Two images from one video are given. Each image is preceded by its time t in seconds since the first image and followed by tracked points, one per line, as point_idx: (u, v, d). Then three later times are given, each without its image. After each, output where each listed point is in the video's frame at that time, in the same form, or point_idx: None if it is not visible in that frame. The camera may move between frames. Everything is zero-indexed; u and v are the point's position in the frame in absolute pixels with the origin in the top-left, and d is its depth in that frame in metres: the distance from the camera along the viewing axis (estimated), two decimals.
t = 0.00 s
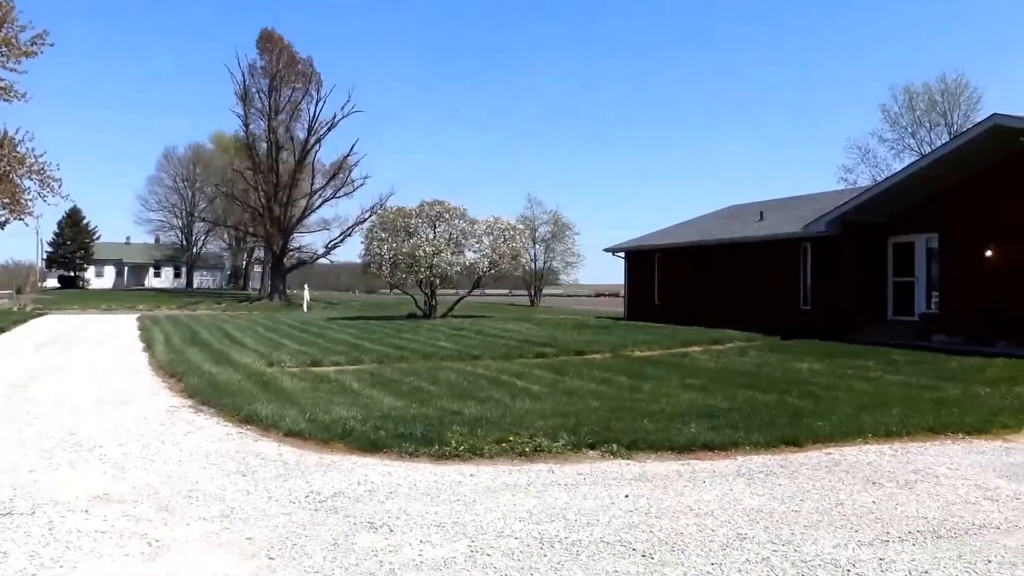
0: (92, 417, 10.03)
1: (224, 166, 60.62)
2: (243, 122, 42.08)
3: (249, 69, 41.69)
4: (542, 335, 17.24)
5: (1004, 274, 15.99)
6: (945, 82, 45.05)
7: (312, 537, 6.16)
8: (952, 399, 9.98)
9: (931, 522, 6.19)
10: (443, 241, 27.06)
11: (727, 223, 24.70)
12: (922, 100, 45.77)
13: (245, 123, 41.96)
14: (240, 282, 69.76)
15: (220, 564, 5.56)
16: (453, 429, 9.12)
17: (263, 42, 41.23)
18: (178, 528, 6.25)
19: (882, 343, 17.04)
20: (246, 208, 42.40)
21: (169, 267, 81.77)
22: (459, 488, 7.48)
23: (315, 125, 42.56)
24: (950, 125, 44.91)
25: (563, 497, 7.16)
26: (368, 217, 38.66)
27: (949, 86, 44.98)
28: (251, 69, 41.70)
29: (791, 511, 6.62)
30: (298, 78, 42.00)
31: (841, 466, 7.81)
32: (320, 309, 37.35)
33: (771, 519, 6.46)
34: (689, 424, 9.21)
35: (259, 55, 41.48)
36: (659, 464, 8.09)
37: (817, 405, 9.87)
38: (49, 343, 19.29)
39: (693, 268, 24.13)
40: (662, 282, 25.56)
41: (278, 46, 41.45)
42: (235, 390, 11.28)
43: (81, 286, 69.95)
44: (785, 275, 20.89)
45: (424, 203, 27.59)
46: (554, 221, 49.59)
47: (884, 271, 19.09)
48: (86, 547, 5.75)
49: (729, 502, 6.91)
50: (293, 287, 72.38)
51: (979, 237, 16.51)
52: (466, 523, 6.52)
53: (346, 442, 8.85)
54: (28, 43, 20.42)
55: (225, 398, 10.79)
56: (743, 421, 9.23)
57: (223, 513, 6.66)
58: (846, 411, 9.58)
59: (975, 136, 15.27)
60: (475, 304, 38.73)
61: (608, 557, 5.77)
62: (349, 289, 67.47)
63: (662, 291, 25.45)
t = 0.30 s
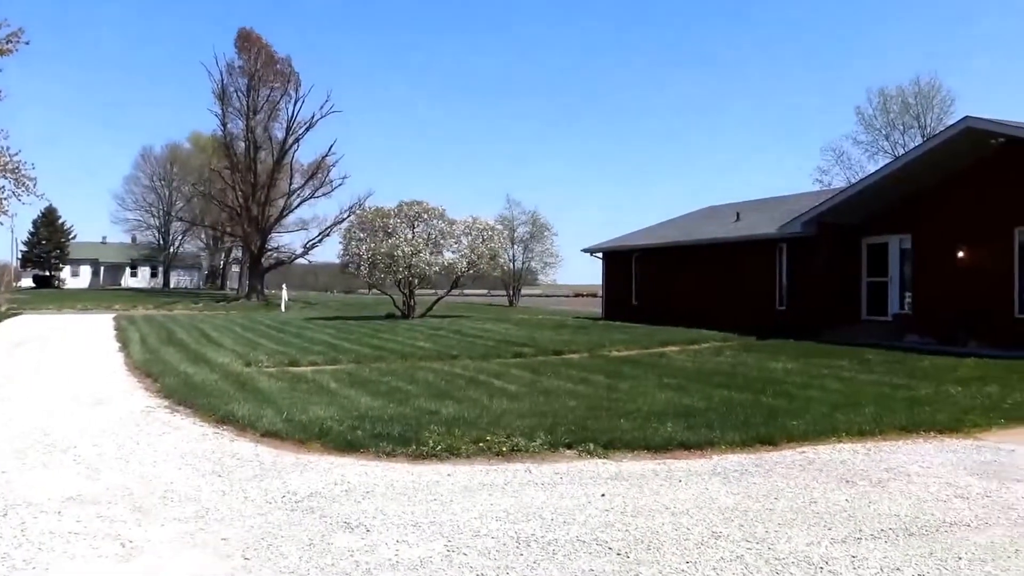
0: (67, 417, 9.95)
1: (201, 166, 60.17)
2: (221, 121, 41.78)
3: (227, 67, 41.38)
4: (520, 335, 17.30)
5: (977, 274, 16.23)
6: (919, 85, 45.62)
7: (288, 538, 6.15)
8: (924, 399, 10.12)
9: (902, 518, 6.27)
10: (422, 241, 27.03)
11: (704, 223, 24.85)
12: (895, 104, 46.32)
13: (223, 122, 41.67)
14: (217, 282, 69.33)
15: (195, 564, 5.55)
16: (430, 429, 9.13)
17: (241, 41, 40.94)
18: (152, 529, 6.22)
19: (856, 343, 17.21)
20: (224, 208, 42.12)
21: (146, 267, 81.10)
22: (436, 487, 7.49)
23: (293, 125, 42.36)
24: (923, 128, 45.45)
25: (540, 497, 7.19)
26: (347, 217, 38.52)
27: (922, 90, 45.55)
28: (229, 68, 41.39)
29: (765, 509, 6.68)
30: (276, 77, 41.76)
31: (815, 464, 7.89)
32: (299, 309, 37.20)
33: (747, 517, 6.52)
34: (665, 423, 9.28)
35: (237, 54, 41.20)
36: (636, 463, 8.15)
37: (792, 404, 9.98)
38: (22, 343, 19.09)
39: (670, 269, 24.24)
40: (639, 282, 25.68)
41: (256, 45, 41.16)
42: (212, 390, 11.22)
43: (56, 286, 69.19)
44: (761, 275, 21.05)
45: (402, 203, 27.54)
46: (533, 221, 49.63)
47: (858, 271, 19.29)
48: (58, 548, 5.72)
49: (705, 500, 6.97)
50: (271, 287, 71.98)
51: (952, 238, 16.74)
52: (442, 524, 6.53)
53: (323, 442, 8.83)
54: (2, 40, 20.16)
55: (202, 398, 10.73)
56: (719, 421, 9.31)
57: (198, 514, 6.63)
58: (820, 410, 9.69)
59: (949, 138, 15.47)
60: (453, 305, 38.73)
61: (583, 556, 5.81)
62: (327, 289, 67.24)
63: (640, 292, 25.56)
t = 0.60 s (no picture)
0: (40, 418, 9.85)
1: (178, 165, 59.68)
2: (197, 120, 41.43)
3: (203, 66, 41.02)
4: (498, 335, 17.31)
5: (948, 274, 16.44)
6: (892, 87, 46.18)
7: (262, 539, 6.12)
8: (896, 398, 10.24)
9: (874, 515, 6.34)
10: (399, 241, 26.97)
11: (681, 224, 24.98)
12: (869, 105, 46.83)
13: (199, 121, 41.32)
14: (193, 281, 68.81)
15: (167, 566, 5.51)
16: (407, 429, 9.12)
17: (217, 40, 40.59)
18: (125, 530, 6.17)
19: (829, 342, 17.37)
20: (200, 208, 41.78)
21: (121, 266, 80.33)
22: (412, 488, 7.49)
23: (270, 124, 42.10)
24: (896, 130, 45.96)
25: (515, 496, 7.21)
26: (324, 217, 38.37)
27: (895, 92, 46.09)
28: (206, 67, 41.04)
29: (739, 507, 6.73)
30: (253, 76, 41.49)
31: (788, 463, 7.96)
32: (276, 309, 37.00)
33: (721, 516, 6.56)
34: (641, 423, 9.32)
35: (214, 52, 40.86)
36: (612, 462, 8.20)
37: (767, 404, 10.06)
38: None
39: (648, 269, 24.35)
40: (616, 282, 25.79)
41: (233, 44, 40.84)
42: (187, 390, 11.15)
43: (29, 285, 68.35)
44: (737, 276, 21.19)
45: (380, 203, 27.47)
46: (511, 221, 49.69)
47: (832, 271, 19.49)
48: (29, 550, 5.66)
49: (679, 499, 7.01)
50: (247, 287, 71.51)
51: (925, 238, 16.96)
52: (417, 523, 6.53)
53: (299, 442, 8.80)
54: None
55: (176, 398, 10.66)
56: (694, 420, 9.37)
57: (172, 515, 6.58)
58: (794, 409, 9.78)
59: (922, 140, 15.65)
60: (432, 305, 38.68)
61: (558, 555, 5.83)
62: (305, 289, 66.96)
63: (617, 292, 25.65)
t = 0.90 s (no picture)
0: (12, 418, 9.73)
1: (154, 163, 59.17)
2: (173, 119, 41.07)
3: (179, 64, 40.67)
4: (476, 335, 17.32)
5: (921, 275, 16.66)
6: (867, 90, 46.64)
7: (236, 540, 6.09)
8: (869, 397, 10.34)
9: (846, 513, 6.40)
10: (377, 241, 26.90)
11: (658, 225, 25.11)
12: (844, 108, 47.28)
13: (175, 119, 40.96)
14: (169, 281, 68.21)
15: (140, 568, 5.46)
16: (383, 429, 9.10)
17: (193, 38, 40.25)
18: (97, 532, 6.11)
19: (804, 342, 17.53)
20: (176, 207, 41.42)
21: (95, 266, 79.48)
22: (388, 488, 7.47)
23: (247, 123, 41.80)
24: (870, 132, 46.44)
25: (492, 496, 7.21)
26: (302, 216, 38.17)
27: (870, 95, 46.58)
28: (182, 65, 40.68)
29: (714, 506, 6.77)
30: (230, 74, 41.20)
31: (762, 462, 8.01)
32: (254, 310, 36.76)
33: (695, 514, 6.60)
34: (617, 422, 9.36)
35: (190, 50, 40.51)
36: (588, 461, 8.23)
37: (742, 403, 10.14)
38: None
39: (625, 269, 24.44)
40: (594, 283, 25.88)
41: (209, 42, 40.52)
42: (161, 391, 11.06)
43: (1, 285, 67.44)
44: (714, 276, 21.32)
45: (358, 203, 27.39)
46: (489, 222, 49.65)
47: (807, 272, 19.68)
48: None
49: (655, 498, 7.05)
50: (224, 288, 70.96)
51: (899, 239, 17.15)
52: (393, 523, 6.52)
53: (274, 443, 8.76)
54: None
55: (151, 399, 10.58)
56: (670, 419, 9.43)
57: (145, 516, 6.53)
58: (769, 408, 9.86)
59: (896, 142, 15.84)
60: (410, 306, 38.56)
61: (533, 554, 5.84)
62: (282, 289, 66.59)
63: (595, 292, 25.73)
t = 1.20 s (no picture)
0: None
1: (129, 162, 58.60)
2: (149, 117, 40.67)
3: (155, 62, 40.28)
4: (454, 335, 17.30)
5: (894, 275, 16.86)
6: (842, 92, 47.10)
7: (209, 541, 6.04)
8: (842, 396, 10.45)
9: (818, 511, 6.46)
10: (355, 240, 26.80)
11: (635, 225, 25.21)
12: (820, 110, 47.73)
13: (151, 118, 40.56)
14: (144, 282, 67.62)
15: (111, 570, 5.40)
16: (360, 429, 9.08)
17: (169, 35, 39.87)
18: (68, 534, 6.04)
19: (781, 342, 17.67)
20: (152, 206, 41.02)
21: (69, 265, 78.61)
22: (365, 488, 7.46)
23: (224, 122, 41.47)
24: (845, 134, 46.88)
25: (468, 495, 7.21)
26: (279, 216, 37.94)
27: (845, 97, 47.03)
28: (158, 63, 40.30)
29: (688, 504, 6.80)
30: (207, 72, 40.88)
31: (737, 460, 8.07)
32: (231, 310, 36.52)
33: (671, 512, 6.63)
34: (593, 422, 9.39)
35: (165, 48, 40.14)
36: (565, 460, 8.24)
37: (717, 402, 10.20)
38: None
39: (604, 270, 24.50)
40: (572, 283, 25.94)
41: (186, 39, 40.17)
42: (135, 391, 10.95)
43: None
44: (691, 277, 21.42)
45: (336, 202, 27.27)
46: (468, 222, 49.60)
47: (783, 272, 19.86)
48: None
49: (631, 497, 7.07)
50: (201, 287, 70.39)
51: (872, 241, 17.34)
52: (368, 524, 6.49)
53: (250, 443, 8.70)
54: None
55: (125, 399, 10.49)
56: (647, 419, 9.47)
57: (118, 518, 6.47)
58: (744, 408, 9.92)
59: (870, 144, 16.00)
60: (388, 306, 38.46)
61: (508, 553, 5.84)
62: (260, 289, 66.18)
63: (574, 293, 25.79)
